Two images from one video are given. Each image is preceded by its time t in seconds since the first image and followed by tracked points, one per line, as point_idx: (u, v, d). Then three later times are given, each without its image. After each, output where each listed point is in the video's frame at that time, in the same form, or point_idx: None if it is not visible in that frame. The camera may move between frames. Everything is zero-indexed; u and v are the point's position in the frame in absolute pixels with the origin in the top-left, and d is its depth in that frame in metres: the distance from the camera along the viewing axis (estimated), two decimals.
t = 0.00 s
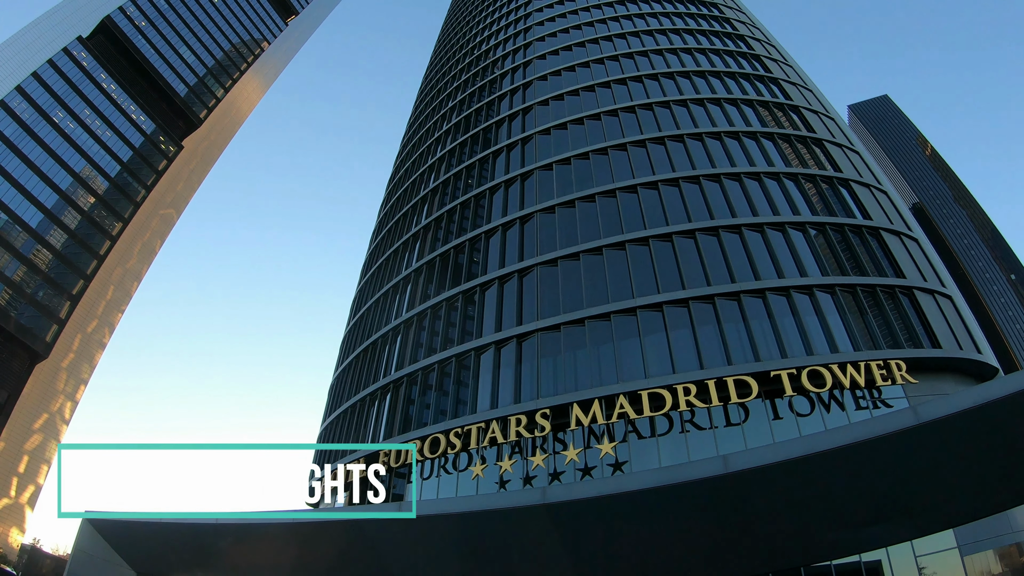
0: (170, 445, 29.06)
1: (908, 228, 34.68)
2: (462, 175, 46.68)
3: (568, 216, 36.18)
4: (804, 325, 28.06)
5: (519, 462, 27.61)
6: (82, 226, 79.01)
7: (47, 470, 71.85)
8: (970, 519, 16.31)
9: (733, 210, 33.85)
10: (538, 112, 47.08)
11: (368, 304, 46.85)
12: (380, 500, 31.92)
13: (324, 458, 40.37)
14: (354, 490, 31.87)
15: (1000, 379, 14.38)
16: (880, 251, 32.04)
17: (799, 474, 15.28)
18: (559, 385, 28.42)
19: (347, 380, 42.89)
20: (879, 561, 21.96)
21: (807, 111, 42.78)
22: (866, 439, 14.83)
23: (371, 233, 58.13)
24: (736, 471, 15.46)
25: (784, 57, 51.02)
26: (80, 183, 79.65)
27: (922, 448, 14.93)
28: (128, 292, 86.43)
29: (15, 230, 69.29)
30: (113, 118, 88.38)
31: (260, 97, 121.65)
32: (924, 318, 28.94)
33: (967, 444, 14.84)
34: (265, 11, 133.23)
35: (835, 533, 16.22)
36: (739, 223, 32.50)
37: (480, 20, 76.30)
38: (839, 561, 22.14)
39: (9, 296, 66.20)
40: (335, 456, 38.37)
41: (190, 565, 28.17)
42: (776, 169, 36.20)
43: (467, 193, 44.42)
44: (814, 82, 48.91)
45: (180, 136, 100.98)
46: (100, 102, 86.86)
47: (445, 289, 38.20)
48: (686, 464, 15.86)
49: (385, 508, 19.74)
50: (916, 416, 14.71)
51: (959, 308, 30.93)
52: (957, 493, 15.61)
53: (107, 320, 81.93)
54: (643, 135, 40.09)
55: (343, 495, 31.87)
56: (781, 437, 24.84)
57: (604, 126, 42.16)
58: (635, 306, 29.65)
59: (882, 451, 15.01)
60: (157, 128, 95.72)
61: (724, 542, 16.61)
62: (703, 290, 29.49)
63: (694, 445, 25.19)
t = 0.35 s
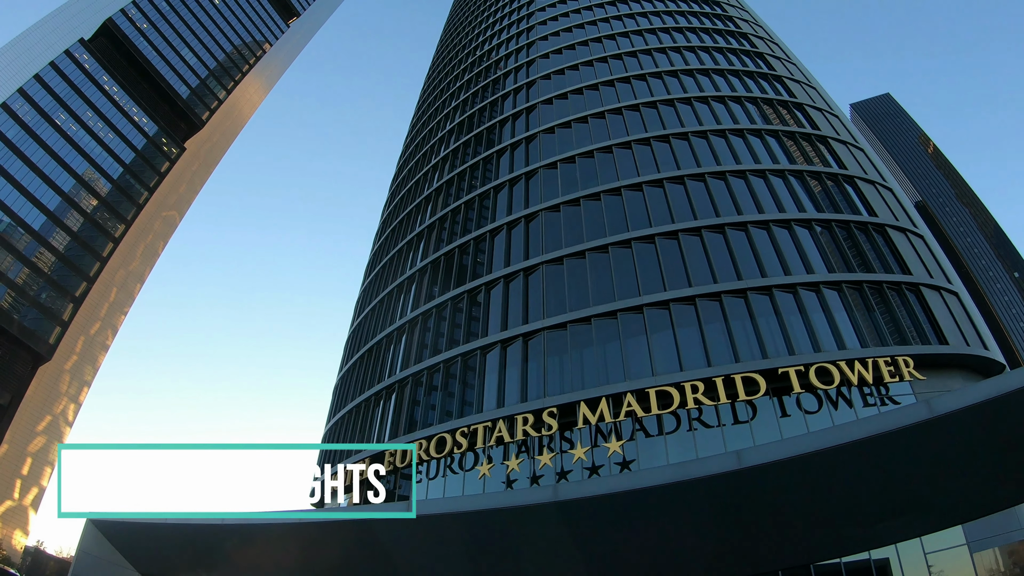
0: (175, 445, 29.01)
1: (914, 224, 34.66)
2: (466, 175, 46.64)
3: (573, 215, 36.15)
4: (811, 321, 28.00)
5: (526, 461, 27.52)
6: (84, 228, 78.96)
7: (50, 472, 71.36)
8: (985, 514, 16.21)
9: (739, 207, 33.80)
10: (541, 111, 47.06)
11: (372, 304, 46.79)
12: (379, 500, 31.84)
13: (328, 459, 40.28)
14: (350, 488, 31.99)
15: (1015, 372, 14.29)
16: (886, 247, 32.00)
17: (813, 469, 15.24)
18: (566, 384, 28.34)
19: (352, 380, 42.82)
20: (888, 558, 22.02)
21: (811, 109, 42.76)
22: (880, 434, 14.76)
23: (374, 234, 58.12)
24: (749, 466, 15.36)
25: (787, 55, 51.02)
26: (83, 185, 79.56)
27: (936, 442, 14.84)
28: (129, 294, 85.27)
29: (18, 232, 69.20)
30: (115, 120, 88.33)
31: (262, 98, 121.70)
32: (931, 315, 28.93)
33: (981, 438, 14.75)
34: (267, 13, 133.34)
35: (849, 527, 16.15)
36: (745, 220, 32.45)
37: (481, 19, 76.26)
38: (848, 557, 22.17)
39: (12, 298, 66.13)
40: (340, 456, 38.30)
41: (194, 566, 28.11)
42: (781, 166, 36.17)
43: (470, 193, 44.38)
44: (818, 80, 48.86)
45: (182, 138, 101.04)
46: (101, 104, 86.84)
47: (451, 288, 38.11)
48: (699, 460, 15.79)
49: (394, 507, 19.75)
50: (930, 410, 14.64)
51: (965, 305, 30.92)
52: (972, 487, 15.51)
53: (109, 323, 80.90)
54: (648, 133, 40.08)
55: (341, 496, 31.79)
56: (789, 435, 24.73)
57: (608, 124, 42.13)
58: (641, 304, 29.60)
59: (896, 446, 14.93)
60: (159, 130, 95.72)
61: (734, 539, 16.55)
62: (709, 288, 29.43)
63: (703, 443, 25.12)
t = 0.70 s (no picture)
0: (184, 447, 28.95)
1: (922, 219, 34.61)
2: (471, 174, 46.57)
3: (580, 213, 36.09)
4: (821, 317, 27.91)
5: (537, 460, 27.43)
6: (90, 232, 79.10)
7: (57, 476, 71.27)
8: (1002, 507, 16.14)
9: (747, 203, 33.72)
10: (547, 109, 46.98)
11: (379, 304, 46.74)
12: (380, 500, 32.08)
13: (336, 459, 40.24)
14: (347, 487, 32.07)
15: None
16: (895, 242, 31.93)
17: (831, 464, 15.18)
18: (576, 382, 28.26)
19: (359, 381, 42.79)
20: (900, 555, 21.83)
21: (817, 104, 42.67)
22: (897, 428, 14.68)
23: (380, 234, 58.10)
24: (768, 462, 15.29)
25: (792, 51, 50.92)
26: (88, 189, 79.56)
27: (955, 435, 14.75)
28: (135, 296, 86.45)
29: (22, 236, 69.28)
30: (119, 123, 88.38)
31: (265, 100, 121.72)
32: (940, 309, 28.87)
33: (999, 431, 14.65)
34: (269, 15, 133.56)
35: (867, 521, 16.11)
36: (753, 216, 32.38)
37: (484, 19, 76.19)
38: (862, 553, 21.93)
39: (18, 303, 66.16)
40: (348, 456, 38.28)
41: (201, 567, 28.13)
42: (788, 162, 36.11)
43: (476, 192, 44.34)
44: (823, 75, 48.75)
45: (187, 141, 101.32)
46: (105, 107, 86.91)
47: (458, 287, 38.02)
48: (716, 457, 15.72)
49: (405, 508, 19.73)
50: (947, 403, 14.54)
51: (975, 299, 30.84)
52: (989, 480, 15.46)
53: (115, 326, 82.06)
54: (654, 130, 40.02)
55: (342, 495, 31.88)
56: (801, 431, 24.56)
57: (614, 121, 42.06)
58: (650, 301, 29.53)
59: (914, 439, 14.84)
60: (164, 133, 95.96)
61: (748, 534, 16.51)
62: (718, 284, 29.33)
63: (714, 440, 24.98)
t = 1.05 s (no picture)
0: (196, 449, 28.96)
1: (934, 210, 34.49)
2: (481, 173, 46.55)
3: (591, 209, 36.07)
4: (836, 310, 27.82)
5: (552, 459, 27.31)
6: (99, 238, 79.50)
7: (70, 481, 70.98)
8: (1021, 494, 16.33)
9: (758, 197, 33.63)
10: (555, 106, 46.96)
11: (389, 306, 46.81)
12: (380, 500, 32.34)
13: (349, 462, 40.10)
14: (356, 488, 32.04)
15: None
16: (908, 233, 31.81)
17: (854, 454, 15.46)
18: (590, 379, 28.20)
19: (372, 382, 42.80)
20: (919, 549, 21.65)
21: (826, 96, 42.54)
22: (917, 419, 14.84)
23: (389, 235, 58.21)
24: (791, 455, 15.53)
25: (799, 43, 50.72)
26: (96, 196, 79.89)
27: (975, 422, 14.90)
28: (146, 302, 85.54)
29: (32, 243, 69.67)
30: (127, 129, 88.74)
31: (272, 104, 122.13)
32: (955, 300, 28.74)
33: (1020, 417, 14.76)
34: (273, 19, 134.02)
35: (887, 506, 16.44)
36: (765, 210, 32.31)
37: (489, 18, 76.25)
38: (882, 546, 21.66)
39: (28, 310, 66.54)
40: (361, 459, 38.23)
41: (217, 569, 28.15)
42: (798, 155, 36.01)
43: (486, 190, 44.35)
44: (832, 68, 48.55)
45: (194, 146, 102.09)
46: (112, 113, 87.29)
47: (470, 286, 37.99)
48: (740, 450, 15.94)
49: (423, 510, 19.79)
50: (968, 392, 14.63)
51: (989, 290, 30.67)
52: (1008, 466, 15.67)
53: (126, 331, 80.96)
54: (664, 125, 39.96)
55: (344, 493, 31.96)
56: (818, 425, 24.38)
57: (623, 117, 42.00)
58: (664, 296, 29.41)
59: (937, 427, 15.02)
60: (170, 139, 96.48)
61: (769, 524, 16.75)
62: (732, 279, 29.25)
63: (730, 436, 24.69)
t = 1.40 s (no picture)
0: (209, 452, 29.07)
1: (947, 200, 34.45)
2: (491, 172, 46.55)
3: (602, 205, 36.03)
4: (852, 301, 27.73)
5: (569, 456, 27.24)
6: (109, 245, 79.82)
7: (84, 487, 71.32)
8: None
9: (770, 189, 33.54)
10: (563, 103, 46.92)
11: (401, 306, 46.94)
12: (378, 500, 34.58)
13: (363, 464, 40.14)
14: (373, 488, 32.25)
15: None
16: (921, 224, 31.77)
17: (875, 442, 15.32)
18: (605, 376, 28.17)
19: (385, 383, 42.93)
20: (939, 540, 21.54)
21: (836, 87, 42.42)
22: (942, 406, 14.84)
23: (400, 236, 58.39)
24: (813, 444, 15.42)
25: (807, 35, 50.54)
26: (106, 203, 80.24)
27: (999, 406, 14.75)
28: (157, 307, 85.13)
29: (44, 251, 70.13)
30: (135, 136, 89.20)
31: (279, 108, 122.42)
32: (970, 290, 28.66)
33: None
34: (278, 23, 134.46)
35: (911, 492, 16.35)
36: (777, 202, 32.24)
37: (494, 17, 76.30)
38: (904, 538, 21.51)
39: (41, 317, 66.95)
40: (375, 460, 38.32)
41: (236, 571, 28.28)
42: (809, 147, 35.99)
43: (496, 188, 44.39)
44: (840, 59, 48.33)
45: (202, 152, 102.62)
46: (120, 120, 87.80)
47: (481, 285, 38.07)
48: (761, 442, 15.88)
49: (441, 508, 20.14)
50: (992, 377, 14.40)
51: (1004, 278, 30.53)
52: None
53: (138, 337, 80.97)
54: (673, 119, 39.92)
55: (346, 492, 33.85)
56: (835, 416, 24.28)
57: (632, 113, 41.91)
58: (678, 291, 29.36)
59: (959, 413, 14.90)
60: (179, 145, 97.43)
61: (786, 515, 17.04)
62: (745, 272, 29.15)
63: (748, 430, 24.65)
